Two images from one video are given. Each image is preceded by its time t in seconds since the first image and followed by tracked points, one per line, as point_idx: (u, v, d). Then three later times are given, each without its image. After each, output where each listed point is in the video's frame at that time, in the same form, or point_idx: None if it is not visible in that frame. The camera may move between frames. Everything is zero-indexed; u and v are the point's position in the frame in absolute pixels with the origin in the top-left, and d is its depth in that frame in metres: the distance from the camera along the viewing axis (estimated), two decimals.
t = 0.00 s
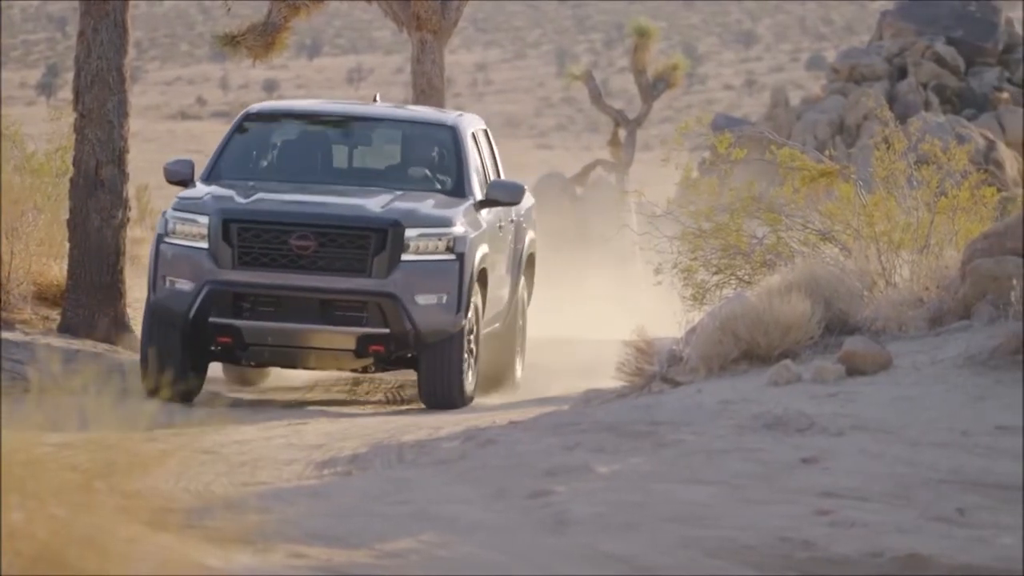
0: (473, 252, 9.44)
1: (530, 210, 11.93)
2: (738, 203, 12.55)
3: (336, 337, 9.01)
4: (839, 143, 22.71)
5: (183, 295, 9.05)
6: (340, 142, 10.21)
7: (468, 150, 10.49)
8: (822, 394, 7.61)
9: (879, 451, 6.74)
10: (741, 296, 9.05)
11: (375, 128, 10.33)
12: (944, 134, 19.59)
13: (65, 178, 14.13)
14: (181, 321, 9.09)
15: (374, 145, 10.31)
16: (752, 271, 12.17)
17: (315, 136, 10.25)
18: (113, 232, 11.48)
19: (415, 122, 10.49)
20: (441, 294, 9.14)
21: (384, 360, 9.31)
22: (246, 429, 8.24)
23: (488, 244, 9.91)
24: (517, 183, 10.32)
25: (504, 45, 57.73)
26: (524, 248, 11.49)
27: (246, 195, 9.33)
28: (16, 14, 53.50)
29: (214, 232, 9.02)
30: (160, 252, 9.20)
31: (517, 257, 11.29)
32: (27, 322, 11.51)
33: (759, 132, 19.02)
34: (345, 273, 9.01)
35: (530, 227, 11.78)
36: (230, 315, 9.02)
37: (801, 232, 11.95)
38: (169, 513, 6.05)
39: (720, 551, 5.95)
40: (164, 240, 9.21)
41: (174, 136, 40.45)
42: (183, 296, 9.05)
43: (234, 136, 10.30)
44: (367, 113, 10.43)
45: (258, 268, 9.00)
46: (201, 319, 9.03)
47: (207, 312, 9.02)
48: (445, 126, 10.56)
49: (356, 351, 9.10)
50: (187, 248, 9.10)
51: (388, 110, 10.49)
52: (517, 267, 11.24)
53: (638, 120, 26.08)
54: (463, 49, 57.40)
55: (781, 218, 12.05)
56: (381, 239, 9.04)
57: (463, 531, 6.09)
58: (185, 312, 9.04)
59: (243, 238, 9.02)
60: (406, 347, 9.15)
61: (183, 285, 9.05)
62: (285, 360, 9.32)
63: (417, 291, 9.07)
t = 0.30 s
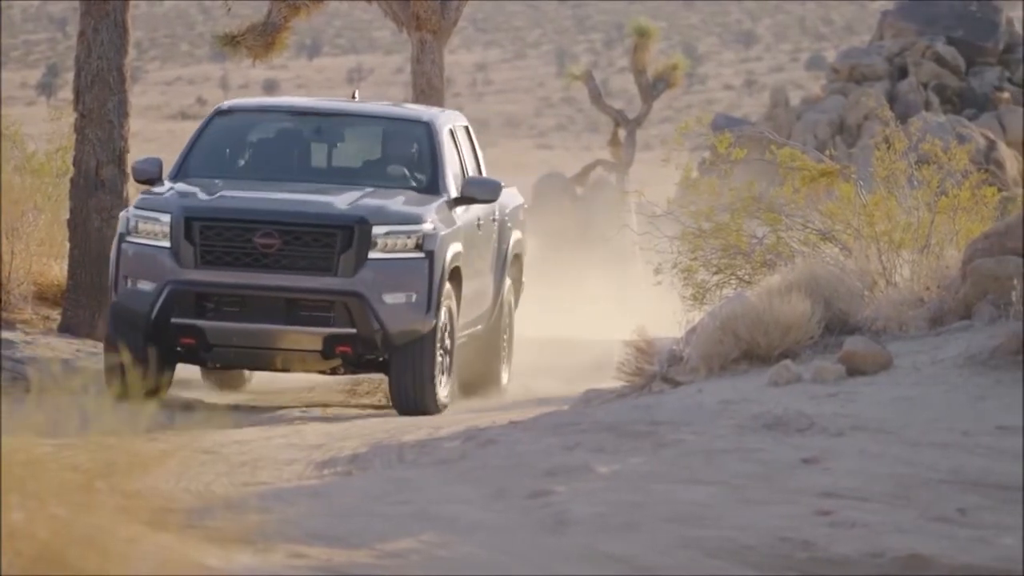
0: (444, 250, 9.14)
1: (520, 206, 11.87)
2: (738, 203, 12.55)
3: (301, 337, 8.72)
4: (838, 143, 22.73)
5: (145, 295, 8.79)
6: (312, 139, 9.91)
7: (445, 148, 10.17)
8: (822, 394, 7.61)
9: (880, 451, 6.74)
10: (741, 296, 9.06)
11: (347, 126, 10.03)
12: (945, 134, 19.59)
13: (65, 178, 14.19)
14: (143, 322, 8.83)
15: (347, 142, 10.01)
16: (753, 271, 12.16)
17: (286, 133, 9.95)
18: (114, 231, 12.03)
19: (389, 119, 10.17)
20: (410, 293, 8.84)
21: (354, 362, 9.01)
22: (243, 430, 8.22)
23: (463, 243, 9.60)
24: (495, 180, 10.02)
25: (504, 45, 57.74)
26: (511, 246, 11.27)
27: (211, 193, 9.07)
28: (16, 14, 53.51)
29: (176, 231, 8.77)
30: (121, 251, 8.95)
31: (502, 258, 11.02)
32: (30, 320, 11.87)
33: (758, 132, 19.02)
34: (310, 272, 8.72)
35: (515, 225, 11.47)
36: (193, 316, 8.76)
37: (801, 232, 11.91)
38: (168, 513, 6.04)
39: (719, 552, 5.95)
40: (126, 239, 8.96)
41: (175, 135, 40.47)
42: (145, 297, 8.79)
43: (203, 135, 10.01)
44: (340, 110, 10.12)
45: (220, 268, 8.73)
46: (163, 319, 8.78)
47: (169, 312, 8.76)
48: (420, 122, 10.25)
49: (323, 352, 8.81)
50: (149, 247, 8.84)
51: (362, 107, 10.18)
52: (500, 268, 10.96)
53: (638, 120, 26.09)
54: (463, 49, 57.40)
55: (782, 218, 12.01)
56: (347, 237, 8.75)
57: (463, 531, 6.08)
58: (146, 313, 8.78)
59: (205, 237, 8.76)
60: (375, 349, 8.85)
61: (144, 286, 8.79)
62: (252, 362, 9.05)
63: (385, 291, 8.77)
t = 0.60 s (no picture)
0: (421, 246, 8.90)
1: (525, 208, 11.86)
2: (747, 203, 12.52)
3: (271, 335, 8.47)
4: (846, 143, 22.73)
5: (112, 290, 8.55)
6: (292, 134, 9.61)
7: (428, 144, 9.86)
8: (831, 394, 7.60)
9: (889, 452, 6.73)
10: (749, 296, 9.05)
11: (329, 121, 9.72)
12: (955, 134, 19.57)
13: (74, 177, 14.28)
14: (110, 318, 8.59)
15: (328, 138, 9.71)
16: (762, 271, 12.14)
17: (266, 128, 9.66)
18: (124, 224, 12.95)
19: (374, 115, 9.85)
20: (384, 291, 8.60)
21: (328, 360, 8.77)
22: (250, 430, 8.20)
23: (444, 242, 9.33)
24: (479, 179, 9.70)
25: (512, 45, 57.70)
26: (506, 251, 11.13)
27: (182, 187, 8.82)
28: (25, 14, 53.49)
29: (144, 224, 8.53)
30: (91, 246, 8.72)
31: (495, 261, 10.76)
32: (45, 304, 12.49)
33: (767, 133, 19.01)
34: (281, 267, 8.46)
35: (508, 229, 11.13)
36: (161, 311, 8.51)
37: (809, 232, 11.86)
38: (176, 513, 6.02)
39: (728, 551, 5.93)
40: (95, 233, 8.73)
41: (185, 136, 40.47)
42: (112, 292, 8.55)
43: (181, 129, 9.71)
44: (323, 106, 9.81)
45: (190, 262, 8.48)
46: (130, 315, 8.53)
47: (136, 308, 8.51)
48: (406, 118, 9.92)
49: (294, 351, 8.55)
50: (117, 241, 8.61)
51: (344, 102, 9.89)
52: (491, 274, 10.67)
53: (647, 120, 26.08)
54: (472, 49, 57.38)
55: (791, 218, 11.90)
56: (319, 232, 8.50)
57: (471, 531, 6.07)
58: (113, 307, 8.54)
59: (174, 230, 8.52)
60: (348, 348, 8.60)
61: (112, 280, 8.55)
62: (222, 361, 8.77)
63: (358, 288, 8.52)
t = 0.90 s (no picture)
0: (411, 244, 8.62)
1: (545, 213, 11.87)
2: (772, 204, 12.50)
3: (256, 334, 8.20)
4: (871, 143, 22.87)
5: (91, 290, 8.27)
6: (282, 131, 9.36)
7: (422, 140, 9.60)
8: (857, 394, 7.59)
9: (915, 452, 6.73)
10: (775, 296, 9.04)
11: (321, 119, 9.47)
12: (981, 133, 19.55)
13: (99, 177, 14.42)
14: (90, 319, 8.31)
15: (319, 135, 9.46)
16: (786, 272, 12.13)
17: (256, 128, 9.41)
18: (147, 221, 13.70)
19: (367, 113, 9.60)
20: (372, 290, 8.33)
21: (317, 360, 8.52)
22: (272, 433, 8.22)
23: (436, 239, 9.07)
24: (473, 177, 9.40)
25: (536, 45, 57.70)
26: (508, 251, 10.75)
27: (164, 184, 8.54)
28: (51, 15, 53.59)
29: (125, 221, 8.25)
30: (70, 245, 8.45)
31: (494, 263, 10.40)
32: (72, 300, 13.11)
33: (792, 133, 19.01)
34: (265, 266, 8.19)
35: (510, 229, 10.80)
36: (141, 311, 8.22)
37: (835, 232, 11.83)
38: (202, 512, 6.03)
39: (754, 552, 5.92)
40: (74, 231, 8.45)
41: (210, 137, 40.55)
42: (92, 292, 8.27)
43: (169, 126, 9.49)
44: (315, 104, 9.57)
45: (171, 261, 8.20)
46: (109, 316, 8.25)
47: (115, 308, 8.23)
48: (400, 115, 9.66)
49: (279, 351, 8.28)
50: (97, 239, 8.33)
51: (335, 100, 9.64)
52: (492, 276, 10.35)
53: (671, 121, 26.06)
54: (496, 49, 57.39)
55: (816, 218, 11.86)
56: (304, 229, 8.23)
57: (496, 531, 6.08)
58: (92, 308, 8.26)
59: (155, 227, 8.24)
60: (335, 349, 8.33)
61: (92, 280, 8.27)
62: (207, 362, 8.50)
63: (344, 287, 8.25)
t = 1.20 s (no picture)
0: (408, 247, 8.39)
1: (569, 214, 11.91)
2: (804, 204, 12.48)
3: (248, 340, 7.98)
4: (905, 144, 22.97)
5: (79, 295, 8.06)
6: (278, 128, 9.13)
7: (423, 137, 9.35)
8: (888, 394, 7.59)
9: (947, 453, 6.72)
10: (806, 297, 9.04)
11: (318, 116, 9.24)
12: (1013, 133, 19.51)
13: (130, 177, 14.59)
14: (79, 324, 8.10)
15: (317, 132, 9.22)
16: (818, 271, 12.11)
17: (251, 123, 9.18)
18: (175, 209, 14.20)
19: (365, 109, 9.35)
20: (367, 296, 8.10)
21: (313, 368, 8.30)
22: (294, 436, 8.18)
23: (436, 241, 8.86)
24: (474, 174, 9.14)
25: (566, 45, 57.67)
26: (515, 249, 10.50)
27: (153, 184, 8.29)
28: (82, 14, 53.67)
29: (112, 225, 8.02)
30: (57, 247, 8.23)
31: (501, 261, 10.15)
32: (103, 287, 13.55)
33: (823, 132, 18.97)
34: (257, 271, 7.96)
35: (518, 227, 10.53)
36: (130, 317, 7.99)
37: (867, 232, 11.79)
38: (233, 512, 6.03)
39: (786, 553, 5.90)
40: (62, 233, 8.23)
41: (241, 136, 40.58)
42: (79, 298, 8.06)
43: (163, 121, 9.25)
44: (313, 100, 9.33)
45: (160, 266, 7.97)
46: (98, 321, 8.03)
47: (104, 313, 8.01)
48: (400, 111, 9.41)
49: (272, 358, 8.07)
50: (84, 243, 8.11)
51: (334, 96, 9.39)
52: (497, 277, 10.10)
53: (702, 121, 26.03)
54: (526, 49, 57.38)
55: (847, 218, 11.83)
56: (298, 233, 7.99)
57: (528, 531, 6.07)
58: (80, 313, 8.05)
59: (144, 231, 8.01)
60: (329, 355, 8.11)
61: (80, 285, 8.06)
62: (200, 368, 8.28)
63: (338, 293, 8.02)
